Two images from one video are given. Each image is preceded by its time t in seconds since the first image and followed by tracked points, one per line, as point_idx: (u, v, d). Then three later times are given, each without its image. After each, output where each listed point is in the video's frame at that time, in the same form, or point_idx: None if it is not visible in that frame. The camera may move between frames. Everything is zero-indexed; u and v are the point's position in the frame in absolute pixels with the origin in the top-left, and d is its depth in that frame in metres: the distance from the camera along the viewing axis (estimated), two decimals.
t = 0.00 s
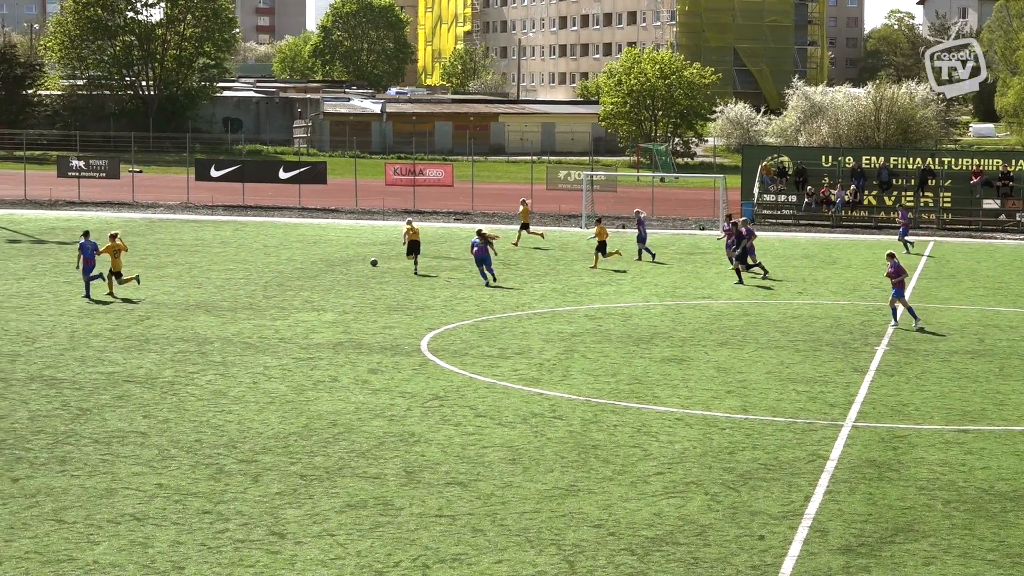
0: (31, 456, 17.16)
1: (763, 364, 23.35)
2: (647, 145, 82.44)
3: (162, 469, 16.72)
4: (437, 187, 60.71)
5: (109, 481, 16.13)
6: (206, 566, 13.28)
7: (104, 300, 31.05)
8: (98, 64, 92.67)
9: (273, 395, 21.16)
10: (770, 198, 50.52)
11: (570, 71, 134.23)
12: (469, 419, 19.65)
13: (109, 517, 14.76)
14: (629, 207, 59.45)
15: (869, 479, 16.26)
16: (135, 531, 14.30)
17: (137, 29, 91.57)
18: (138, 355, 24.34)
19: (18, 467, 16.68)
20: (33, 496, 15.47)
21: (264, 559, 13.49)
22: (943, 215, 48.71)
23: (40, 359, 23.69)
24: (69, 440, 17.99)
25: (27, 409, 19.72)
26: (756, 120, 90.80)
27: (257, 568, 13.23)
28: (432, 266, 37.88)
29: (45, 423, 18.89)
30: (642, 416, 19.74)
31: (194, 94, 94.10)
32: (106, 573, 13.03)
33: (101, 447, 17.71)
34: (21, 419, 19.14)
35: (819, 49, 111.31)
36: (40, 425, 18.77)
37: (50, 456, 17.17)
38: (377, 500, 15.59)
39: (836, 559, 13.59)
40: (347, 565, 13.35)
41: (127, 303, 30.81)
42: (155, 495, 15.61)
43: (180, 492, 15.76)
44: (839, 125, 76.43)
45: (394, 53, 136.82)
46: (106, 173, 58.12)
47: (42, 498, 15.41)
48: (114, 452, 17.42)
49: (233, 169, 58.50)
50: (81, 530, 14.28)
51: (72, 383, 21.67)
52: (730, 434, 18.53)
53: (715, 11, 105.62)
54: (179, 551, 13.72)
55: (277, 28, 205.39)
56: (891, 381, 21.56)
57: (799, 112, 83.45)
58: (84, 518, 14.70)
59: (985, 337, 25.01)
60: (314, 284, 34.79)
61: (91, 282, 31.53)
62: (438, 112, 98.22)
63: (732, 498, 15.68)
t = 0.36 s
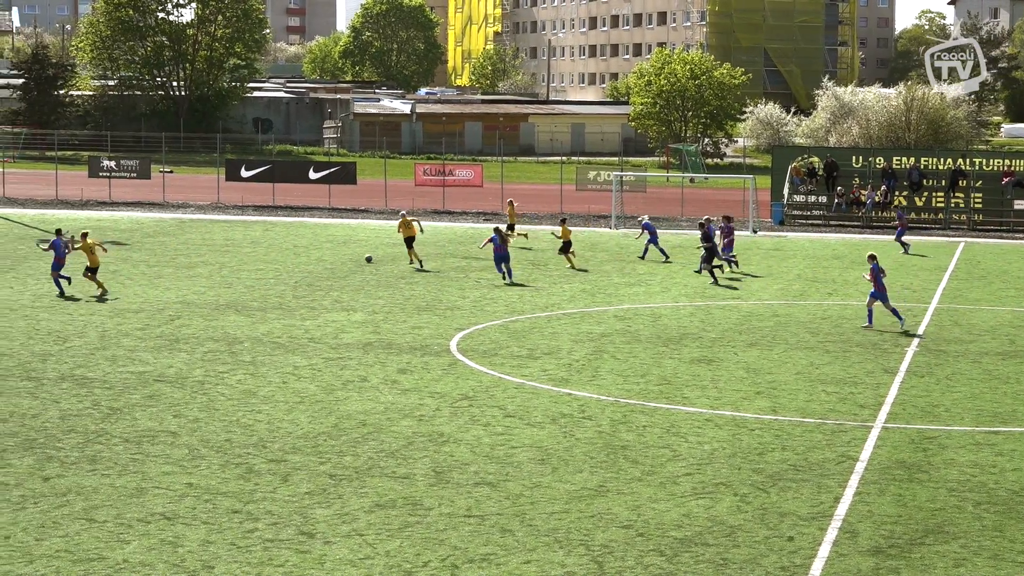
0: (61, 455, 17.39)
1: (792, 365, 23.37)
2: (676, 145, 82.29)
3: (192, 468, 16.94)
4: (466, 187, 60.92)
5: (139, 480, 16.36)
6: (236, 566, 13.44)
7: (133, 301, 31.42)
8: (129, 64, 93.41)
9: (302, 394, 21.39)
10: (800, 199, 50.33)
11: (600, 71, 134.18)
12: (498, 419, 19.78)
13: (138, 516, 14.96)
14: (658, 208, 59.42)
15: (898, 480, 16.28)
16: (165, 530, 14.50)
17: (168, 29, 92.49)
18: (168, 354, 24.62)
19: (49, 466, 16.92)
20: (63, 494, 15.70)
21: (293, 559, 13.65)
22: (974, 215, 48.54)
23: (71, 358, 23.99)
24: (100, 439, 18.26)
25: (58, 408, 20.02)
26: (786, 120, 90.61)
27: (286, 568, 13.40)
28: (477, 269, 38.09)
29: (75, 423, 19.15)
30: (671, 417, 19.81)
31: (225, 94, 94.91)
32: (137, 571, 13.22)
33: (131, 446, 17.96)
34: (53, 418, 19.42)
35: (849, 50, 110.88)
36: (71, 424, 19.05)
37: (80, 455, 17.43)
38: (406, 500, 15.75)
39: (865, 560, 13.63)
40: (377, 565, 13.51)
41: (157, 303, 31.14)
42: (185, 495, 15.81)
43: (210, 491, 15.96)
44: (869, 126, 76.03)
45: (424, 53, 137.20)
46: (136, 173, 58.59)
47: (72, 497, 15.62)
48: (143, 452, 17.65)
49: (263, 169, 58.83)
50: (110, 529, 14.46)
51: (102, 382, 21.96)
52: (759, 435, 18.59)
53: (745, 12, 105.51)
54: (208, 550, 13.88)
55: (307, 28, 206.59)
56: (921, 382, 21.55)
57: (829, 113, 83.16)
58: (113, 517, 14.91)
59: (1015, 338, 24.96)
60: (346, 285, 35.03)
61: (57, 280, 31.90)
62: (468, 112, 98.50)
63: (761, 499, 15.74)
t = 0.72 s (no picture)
0: (110, 448, 17.83)
1: (838, 361, 23.40)
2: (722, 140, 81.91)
3: (238, 461, 17.32)
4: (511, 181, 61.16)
5: (186, 473, 16.75)
6: (282, 559, 13.75)
7: (178, 295, 31.96)
8: (176, 59, 94.55)
9: (348, 388, 21.76)
10: (847, 194, 49.96)
11: (645, 66, 133.79)
12: (543, 414, 20.00)
13: (185, 508, 15.32)
14: (703, 203, 59.17)
15: (946, 477, 16.31)
16: (212, 523, 14.82)
17: (214, 23, 93.51)
18: (214, 348, 25.07)
19: (97, 458, 17.36)
20: (111, 487, 16.10)
21: (339, 552, 13.94)
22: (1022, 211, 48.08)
23: (119, 351, 24.50)
24: (148, 432, 18.70)
25: (106, 401, 20.50)
26: (832, 116, 90.04)
27: (332, 561, 13.68)
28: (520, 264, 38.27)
29: (122, 416, 19.61)
30: (717, 413, 19.93)
31: (271, 89, 96.12)
32: (185, 564, 13.53)
33: (178, 439, 18.36)
34: (101, 411, 19.89)
35: (897, 45, 108.69)
36: (119, 417, 19.53)
37: (128, 448, 17.88)
38: (451, 494, 16.02)
39: (912, 557, 13.72)
40: (421, 559, 13.77)
41: (203, 297, 31.65)
42: (232, 487, 16.17)
43: (256, 485, 16.31)
44: (917, 121, 75.20)
45: (469, 48, 137.54)
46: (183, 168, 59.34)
47: (120, 490, 16.02)
48: (191, 445, 18.07)
49: (309, 164, 59.34)
50: (157, 522, 14.83)
51: (150, 375, 22.47)
52: (805, 431, 18.67)
53: (791, 7, 104.41)
54: (255, 543, 14.20)
55: (353, 23, 207.90)
56: (969, 379, 21.50)
57: (876, 107, 82.50)
58: (161, 510, 15.28)
59: None
60: (392, 279, 35.42)
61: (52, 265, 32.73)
62: (513, 107, 98.80)
63: (807, 495, 15.86)
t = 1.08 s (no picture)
0: (203, 443, 18.44)
1: (931, 361, 23.42)
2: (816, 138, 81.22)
3: (330, 458, 17.88)
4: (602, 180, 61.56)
5: (278, 469, 17.26)
6: (374, 555, 14.11)
7: (273, 292, 32.93)
8: (270, 57, 96.59)
9: (440, 385, 22.39)
10: (942, 193, 49.37)
11: (738, 65, 132.91)
12: (634, 413, 20.38)
13: (278, 504, 15.75)
14: (795, 202, 58.87)
15: None
16: (305, 519, 15.23)
17: (308, 22, 95.21)
18: (307, 345, 25.86)
19: (190, 454, 17.91)
20: (204, 483, 16.56)
21: (430, 549, 14.34)
22: None
23: (212, 348, 25.39)
24: (240, 428, 19.35)
25: (201, 397, 21.29)
26: (927, 114, 88.77)
27: (424, 558, 14.07)
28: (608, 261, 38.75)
29: (216, 411, 20.36)
30: (809, 413, 20.13)
31: (363, 88, 98.32)
32: (278, 559, 13.92)
33: (270, 435, 19.01)
34: (195, 406, 20.67)
35: (993, 43, 106.70)
36: (212, 412, 20.27)
37: (221, 443, 18.46)
38: (541, 492, 16.50)
39: (1007, 561, 13.96)
40: (513, 557, 14.16)
41: (295, 294, 32.61)
42: (324, 484, 16.64)
43: (348, 481, 16.80)
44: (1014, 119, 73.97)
45: (560, 46, 138.00)
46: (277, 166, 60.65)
47: (213, 485, 16.48)
48: (283, 441, 18.69)
49: (401, 162, 60.27)
50: (250, 517, 15.26)
51: (243, 372, 23.31)
52: (898, 432, 18.81)
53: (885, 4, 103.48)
54: (347, 538, 14.60)
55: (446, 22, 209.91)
56: None
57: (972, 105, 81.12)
58: (253, 505, 15.72)
59: None
60: (482, 277, 36.06)
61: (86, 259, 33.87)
62: (605, 105, 99.08)
63: (900, 496, 16.08)
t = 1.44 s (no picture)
0: (282, 444, 19.01)
1: (1018, 365, 23.28)
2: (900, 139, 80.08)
3: (410, 459, 18.35)
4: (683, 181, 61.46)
5: (357, 470, 17.77)
6: (452, 557, 14.50)
7: (353, 292, 33.65)
8: (350, 58, 98.01)
9: (519, 387, 22.78)
10: None
11: (821, 64, 131.58)
12: (716, 416, 20.57)
13: (357, 505, 16.23)
14: (878, 203, 58.14)
15: None
16: (383, 520, 15.70)
17: (388, 22, 96.37)
18: (386, 346, 26.45)
19: (270, 454, 18.49)
20: (283, 483, 17.11)
21: (509, 552, 14.69)
22: None
23: (293, 349, 26.11)
24: (320, 429, 19.92)
25: (282, 398, 21.93)
26: (1014, 114, 86.96)
27: (502, 560, 14.43)
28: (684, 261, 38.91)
29: (296, 412, 20.96)
30: (892, 416, 20.17)
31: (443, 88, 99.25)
32: (358, 559, 14.36)
33: (350, 436, 19.54)
34: (275, 407, 21.29)
35: None
36: (293, 413, 20.87)
37: (301, 444, 19.06)
38: (622, 495, 16.79)
39: None
40: (592, 560, 14.46)
41: (375, 295, 33.28)
42: (403, 486, 17.11)
43: (427, 483, 17.26)
44: None
45: (641, 47, 137.82)
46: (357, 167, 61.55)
47: (292, 486, 17.03)
48: (362, 442, 19.21)
49: (480, 163, 60.77)
50: (330, 517, 15.74)
51: (323, 373, 23.93)
52: (984, 437, 18.82)
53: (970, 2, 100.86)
54: (426, 540, 15.01)
55: (526, 22, 210.67)
56: None
57: None
58: (332, 506, 16.19)
59: None
60: (562, 278, 36.45)
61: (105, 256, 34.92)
62: (686, 106, 98.70)
63: (987, 502, 16.18)
